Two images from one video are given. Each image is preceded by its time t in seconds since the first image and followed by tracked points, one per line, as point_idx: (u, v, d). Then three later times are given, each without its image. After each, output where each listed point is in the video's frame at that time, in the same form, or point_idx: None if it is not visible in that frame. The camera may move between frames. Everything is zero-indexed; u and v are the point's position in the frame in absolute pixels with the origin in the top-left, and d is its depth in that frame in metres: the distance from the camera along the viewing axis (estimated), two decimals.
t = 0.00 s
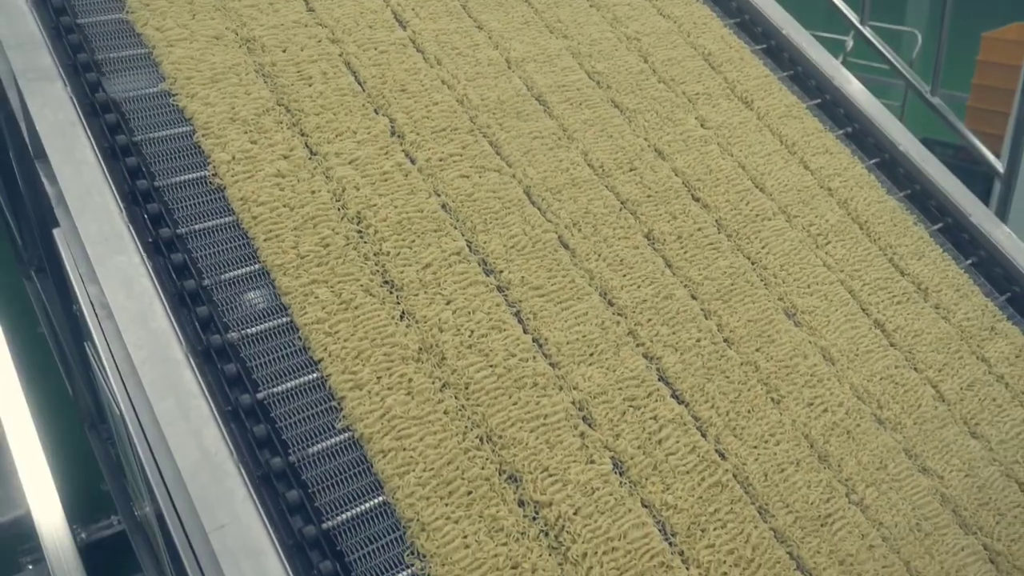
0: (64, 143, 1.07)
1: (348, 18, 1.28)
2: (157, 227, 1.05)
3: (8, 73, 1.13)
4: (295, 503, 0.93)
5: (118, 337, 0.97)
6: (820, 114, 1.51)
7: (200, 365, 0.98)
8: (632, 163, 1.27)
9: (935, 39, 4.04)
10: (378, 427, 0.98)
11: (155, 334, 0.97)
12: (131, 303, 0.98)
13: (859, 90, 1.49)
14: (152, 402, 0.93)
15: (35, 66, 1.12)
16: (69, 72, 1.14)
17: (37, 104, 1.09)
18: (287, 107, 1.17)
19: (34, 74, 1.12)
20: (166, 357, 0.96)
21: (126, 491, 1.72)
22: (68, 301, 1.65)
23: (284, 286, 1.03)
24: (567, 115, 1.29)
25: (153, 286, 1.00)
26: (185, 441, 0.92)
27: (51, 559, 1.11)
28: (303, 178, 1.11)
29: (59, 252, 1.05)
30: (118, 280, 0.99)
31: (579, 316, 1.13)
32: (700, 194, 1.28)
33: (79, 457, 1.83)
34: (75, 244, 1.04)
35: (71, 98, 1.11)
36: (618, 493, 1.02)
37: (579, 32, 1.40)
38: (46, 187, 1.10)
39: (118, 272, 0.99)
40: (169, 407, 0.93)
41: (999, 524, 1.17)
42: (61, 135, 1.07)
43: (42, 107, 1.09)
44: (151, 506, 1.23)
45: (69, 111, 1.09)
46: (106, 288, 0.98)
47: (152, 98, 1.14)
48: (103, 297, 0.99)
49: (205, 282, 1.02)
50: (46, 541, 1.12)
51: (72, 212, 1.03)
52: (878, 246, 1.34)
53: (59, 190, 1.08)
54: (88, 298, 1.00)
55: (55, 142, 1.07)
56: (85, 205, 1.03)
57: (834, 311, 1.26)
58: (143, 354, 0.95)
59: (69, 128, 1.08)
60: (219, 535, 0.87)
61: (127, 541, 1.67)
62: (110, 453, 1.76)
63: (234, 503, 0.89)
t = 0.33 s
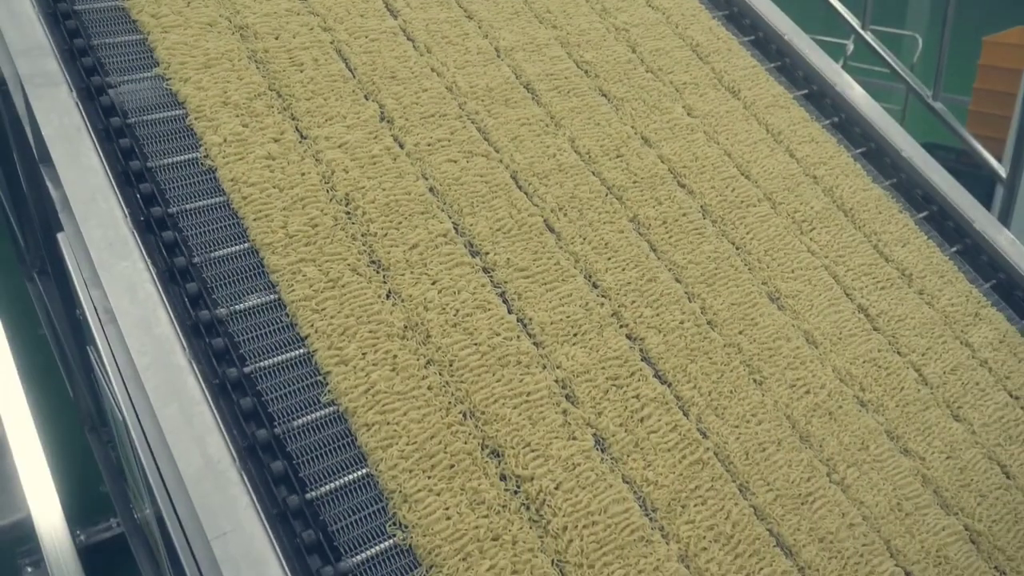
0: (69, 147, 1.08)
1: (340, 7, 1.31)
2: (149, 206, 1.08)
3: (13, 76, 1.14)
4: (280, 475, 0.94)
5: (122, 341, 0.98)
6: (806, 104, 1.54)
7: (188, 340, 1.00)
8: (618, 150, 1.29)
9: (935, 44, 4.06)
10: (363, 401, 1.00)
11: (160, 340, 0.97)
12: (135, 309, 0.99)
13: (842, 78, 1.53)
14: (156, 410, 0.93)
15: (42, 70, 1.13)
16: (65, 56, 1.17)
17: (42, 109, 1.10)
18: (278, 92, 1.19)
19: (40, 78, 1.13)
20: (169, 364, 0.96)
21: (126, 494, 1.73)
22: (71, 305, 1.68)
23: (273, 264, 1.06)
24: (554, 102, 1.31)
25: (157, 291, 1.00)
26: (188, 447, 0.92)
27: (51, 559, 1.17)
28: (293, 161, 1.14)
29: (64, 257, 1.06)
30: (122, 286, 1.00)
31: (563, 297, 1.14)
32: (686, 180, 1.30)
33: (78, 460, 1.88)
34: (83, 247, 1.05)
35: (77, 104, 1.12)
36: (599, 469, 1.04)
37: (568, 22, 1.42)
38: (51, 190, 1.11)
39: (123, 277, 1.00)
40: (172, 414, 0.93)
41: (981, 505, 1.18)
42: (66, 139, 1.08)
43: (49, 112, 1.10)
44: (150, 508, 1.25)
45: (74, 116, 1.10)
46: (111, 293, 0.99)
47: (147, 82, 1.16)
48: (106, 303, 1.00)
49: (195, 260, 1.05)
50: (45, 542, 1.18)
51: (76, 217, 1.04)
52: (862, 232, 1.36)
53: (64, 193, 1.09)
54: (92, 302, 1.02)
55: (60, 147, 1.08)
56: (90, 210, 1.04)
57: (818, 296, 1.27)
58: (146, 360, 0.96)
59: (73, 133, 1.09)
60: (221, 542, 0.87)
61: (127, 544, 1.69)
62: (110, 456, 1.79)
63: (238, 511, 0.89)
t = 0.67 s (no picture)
0: (76, 168, 1.09)
1: (334, 13, 1.34)
2: (143, 200, 1.10)
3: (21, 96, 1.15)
4: (265, 460, 0.96)
5: (127, 359, 0.99)
6: (793, 111, 1.58)
7: (179, 330, 1.02)
8: (605, 152, 1.32)
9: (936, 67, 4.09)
10: (348, 390, 1.02)
11: (164, 360, 0.98)
12: (140, 328, 0.99)
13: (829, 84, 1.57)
14: (159, 430, 0.93)
15: (51, 91, 1.14)
16: (66, 57, 1.20)
17: (49, 129, 1.11)
18: (272, 93, 1.22)
19: (49, 99, 1.14)
20: (173, 385, 0.96)
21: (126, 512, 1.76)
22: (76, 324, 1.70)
23: (263, 257, 1.08)
24: (543, 106, 1.34)
25: (162, 310, 1.01)
26: (190, 468, 0.92)
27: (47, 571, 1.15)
28: (284, 159, 1.16)
29: (69, 275, 1.07)
30: (127, 306, 1.00)
31: (548, 292, 1.17)
32: (671, 182, 1.33)
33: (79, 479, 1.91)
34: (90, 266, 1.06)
35: (85, 125, 1.13)
36: (580, 459, 1.06)
37: (557, 29, 1.45)
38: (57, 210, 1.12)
39: (128, 298, 1.01)
40: (176, 435, 0.93)
41: (962, 501, 1.20)
42: (73, 160, 1.09)
43: (57, 133, 1.11)
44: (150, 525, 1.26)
45: (82, 137, 1.11)
46: (116, 313, 0.99)
47: (144, 83, 1.19)
48: (112, 323, 1.01)
49: (187, 252, 1.07)
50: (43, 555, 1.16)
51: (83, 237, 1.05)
52: (846, 235, 1.39)
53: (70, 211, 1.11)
54: (97, 322, 1.02)
55: (67, 167, 1.09)
56: (96, 230, 1.05)
57: (801, 295, 1.30)
58: (151, 380, 0.96)
59: (81, 154, 1.10)
60: (221, 565, 0.87)
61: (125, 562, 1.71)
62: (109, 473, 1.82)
63: (239, 532, 0.89)
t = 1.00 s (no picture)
0: (85, 201, 1.10)
1: (330, 31, 1.38)
2: (140, 208, 1.13)
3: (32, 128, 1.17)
4: (253, 459, 0.98)
5: (131, 391, 0.98)
6: (781, 130, 1.62)
7: (171, 331, 1.05)
8: (593, 167, 1.36)
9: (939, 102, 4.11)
10: (335, 391, 1.04)
11: (169, 391, 0.98)
12: (145, 359, 0.99)
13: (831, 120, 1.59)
14: (162, 461, 0.92)
15: (62, 124, 1.16)
16: (68, 71, 1.24)
17: (60, 162, 1.12)
18: (268, 107, 1.26)
19: (59, 131, 1.16)
20: (178, 416, 0.96)
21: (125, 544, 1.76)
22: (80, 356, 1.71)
23: (256, 264, 1.11)
24: (533, 122, 1.38)
25: (167, 340, 1.02)
26: (193, 500, 0.91)
27: None
28: (279, 169, 1.20)
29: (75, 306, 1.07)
30: (133, 336, 1.00)
31: (535, 300, 1.19)
32: (659, 197, 1.36)
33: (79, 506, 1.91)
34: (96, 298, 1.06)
35: (95, 158, 1.14)
36: (563, 462, 1.07)
37: (549, 49, 1.49)
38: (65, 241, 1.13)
39: (134, 329, 1.01)
40: (179, 465, 0.92)
41: (945, 510, 1.20)
42: (82, 192, 1.10)
43: (67, 165, 1.12)
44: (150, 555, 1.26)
45: (91, 169, 1.13)
46: (122, 343, 0.99)
47: (144, 96, 1.23)
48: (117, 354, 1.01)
49: (182, 258, 1.10)
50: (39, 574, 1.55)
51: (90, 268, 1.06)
52: (832, 250, 1.42)
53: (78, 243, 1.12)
54: (101, 353, 1.02)
55: (76, 198, 1.10)
56: (103, 260, 1.05)
57: (786, 307, 1.32)
58: (155, 411, 0.96)
59: (90, 186, 1.11)
60: None
61: None
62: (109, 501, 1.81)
63: (241, 565, 0.88)
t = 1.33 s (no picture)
0: (102, 238, 1.12)
1: (334, 54, 1.43)
2: (146, 220, 1.17)
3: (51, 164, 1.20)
4: (250, 460, 1.00)
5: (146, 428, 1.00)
6: (777, 152, 1.66)
7: (175, 338, 1.08)
8: (589, 186, 1.40)
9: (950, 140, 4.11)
10: (332, 397, 1.06)
11: (182, 428, 0.99)
12: (159, 396, 1.01)
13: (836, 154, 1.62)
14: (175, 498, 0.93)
15: (81, 162, 1.18)
16: (81, 91, 1.29)
17: (79, 199, 1.15)
18: (272, 126, 1.30)
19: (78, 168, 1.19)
20: (190, 453, 0.97)
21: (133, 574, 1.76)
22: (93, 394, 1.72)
23: (257, 274, 1.14)
24: (531, 143, 1.42)
25: (182, 378, 1.03)
26: (205, 537, 0.91)
27: None
28: (281, 185, 1.23)
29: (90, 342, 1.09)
30: (148, 373, 1.02)
31: (529, 312, 1.22)
32: (653, 215, 1.40)
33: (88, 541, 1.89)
34: (113, 335, 1.08)
35: (113, 195, 1.17)
36: (554, 469, 1.09)
37: (547, 73, 1.54)
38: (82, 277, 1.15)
39: (149, 366, 1.03)
40: (192, 502, 0.93)
41: (936, 524, 1.20)
42: (100, 229, 1.13)
43: (85, 203, 1.14)
44: None
45: (109, 207, 1.15)
46: (137, 379, 1.01)
47: (153, 114, 1.27)
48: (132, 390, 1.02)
49: (186, 268, 1.13)
50: None
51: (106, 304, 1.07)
52: (826, 268, 1.44)
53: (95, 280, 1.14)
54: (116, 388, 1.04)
55: (93, 236, 1.12)
56: (120, 296, 1.07)
57: (779, 323, 1.34)
58: (169, 447, 0.97)
59: (108, 223, 1.14)
60: None
61: None
62: (115, 534, 1.79)
63: None
